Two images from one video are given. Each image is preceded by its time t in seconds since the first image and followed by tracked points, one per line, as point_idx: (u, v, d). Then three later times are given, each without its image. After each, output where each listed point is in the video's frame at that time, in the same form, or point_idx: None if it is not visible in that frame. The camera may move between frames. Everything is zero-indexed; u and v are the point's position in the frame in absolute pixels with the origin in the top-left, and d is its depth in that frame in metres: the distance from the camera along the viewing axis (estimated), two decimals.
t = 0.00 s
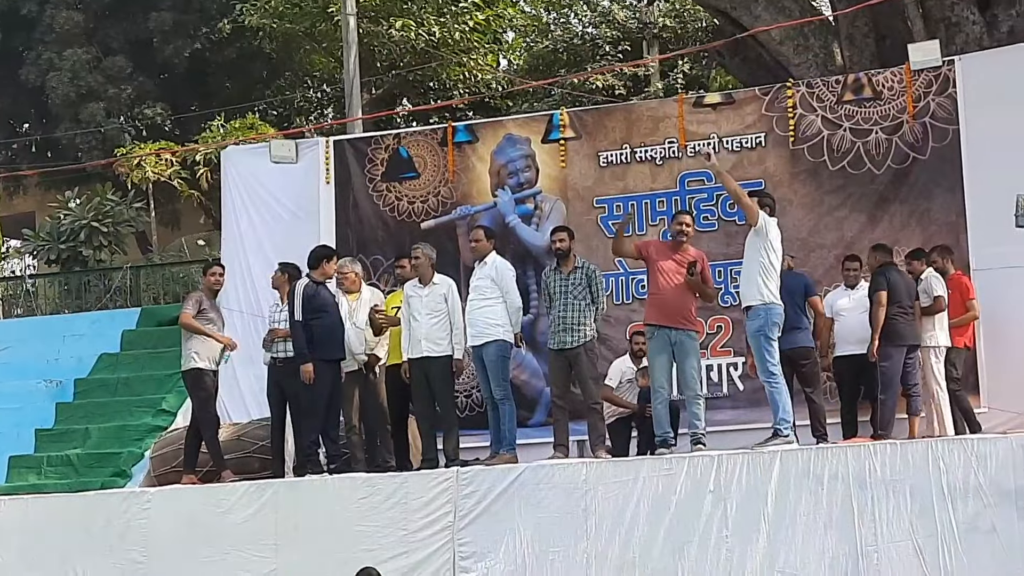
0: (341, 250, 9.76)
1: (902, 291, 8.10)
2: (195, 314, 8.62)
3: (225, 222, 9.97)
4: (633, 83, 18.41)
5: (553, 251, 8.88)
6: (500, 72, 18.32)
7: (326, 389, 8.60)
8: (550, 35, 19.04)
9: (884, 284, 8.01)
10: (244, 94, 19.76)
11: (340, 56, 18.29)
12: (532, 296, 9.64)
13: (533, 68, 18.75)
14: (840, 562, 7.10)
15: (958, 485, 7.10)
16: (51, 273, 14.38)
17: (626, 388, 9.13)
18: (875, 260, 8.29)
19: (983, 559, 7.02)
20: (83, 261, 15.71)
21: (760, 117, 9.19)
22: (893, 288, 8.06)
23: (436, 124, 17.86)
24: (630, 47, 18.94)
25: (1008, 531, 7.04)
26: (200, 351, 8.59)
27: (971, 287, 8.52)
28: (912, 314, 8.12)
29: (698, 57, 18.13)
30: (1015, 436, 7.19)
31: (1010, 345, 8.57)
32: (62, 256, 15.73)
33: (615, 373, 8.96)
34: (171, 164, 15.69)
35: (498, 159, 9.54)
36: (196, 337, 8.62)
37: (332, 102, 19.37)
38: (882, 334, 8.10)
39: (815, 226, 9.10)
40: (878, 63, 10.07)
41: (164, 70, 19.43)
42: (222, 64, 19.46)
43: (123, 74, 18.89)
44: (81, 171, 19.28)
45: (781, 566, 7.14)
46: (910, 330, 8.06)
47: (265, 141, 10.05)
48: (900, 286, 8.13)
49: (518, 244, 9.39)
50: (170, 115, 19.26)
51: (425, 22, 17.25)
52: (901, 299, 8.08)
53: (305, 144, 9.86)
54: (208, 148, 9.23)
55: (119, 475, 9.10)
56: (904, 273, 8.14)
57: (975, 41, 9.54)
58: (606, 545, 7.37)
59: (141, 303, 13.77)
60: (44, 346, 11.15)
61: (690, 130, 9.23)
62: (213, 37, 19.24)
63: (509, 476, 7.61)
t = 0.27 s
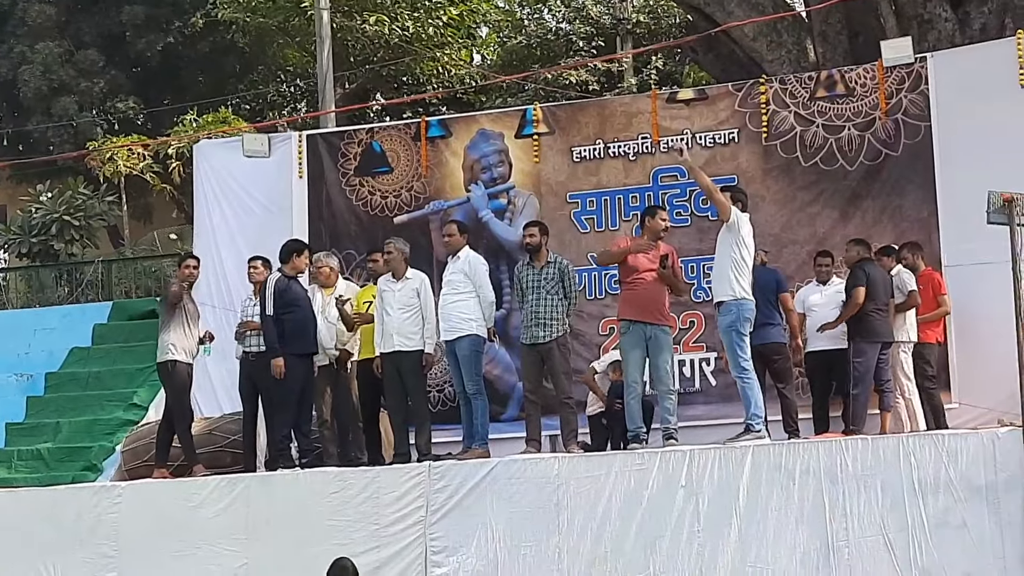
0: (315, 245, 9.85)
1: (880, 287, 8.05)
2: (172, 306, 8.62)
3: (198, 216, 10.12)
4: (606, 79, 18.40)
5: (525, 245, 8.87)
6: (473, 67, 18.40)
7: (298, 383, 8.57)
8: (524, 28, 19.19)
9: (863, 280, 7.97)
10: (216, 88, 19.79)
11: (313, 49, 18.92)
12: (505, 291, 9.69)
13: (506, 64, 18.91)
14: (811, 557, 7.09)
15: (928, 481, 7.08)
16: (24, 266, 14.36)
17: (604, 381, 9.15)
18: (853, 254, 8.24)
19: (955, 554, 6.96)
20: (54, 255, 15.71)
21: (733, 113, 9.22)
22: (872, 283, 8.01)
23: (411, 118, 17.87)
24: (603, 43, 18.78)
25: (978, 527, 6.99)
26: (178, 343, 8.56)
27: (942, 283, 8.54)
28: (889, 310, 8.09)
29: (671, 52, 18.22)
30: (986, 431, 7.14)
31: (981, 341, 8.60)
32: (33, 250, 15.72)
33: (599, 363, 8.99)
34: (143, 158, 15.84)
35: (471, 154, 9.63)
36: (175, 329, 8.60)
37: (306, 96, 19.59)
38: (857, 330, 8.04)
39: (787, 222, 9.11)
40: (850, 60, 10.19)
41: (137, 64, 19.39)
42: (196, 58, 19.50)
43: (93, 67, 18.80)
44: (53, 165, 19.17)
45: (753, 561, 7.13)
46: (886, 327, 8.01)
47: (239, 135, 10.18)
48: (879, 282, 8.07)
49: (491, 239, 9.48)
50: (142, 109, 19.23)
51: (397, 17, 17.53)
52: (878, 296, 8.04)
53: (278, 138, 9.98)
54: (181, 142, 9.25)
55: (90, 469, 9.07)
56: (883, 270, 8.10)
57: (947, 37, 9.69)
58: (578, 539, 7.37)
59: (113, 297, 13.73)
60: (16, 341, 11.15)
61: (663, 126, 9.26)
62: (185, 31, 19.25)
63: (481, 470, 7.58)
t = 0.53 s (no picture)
0: (309, 243, 9.91)
1: (874, 286, 8.04)
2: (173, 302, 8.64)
3: (192, 213, 10.12)
4: (600, 77, 18.37)
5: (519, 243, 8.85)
6: (468, 65, 18.44)
7: (291, 381, 8.56)
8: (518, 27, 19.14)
9: (856, 279, 7.97)
10: (211, 86, 19.82)
11: (308, 48, 19.09)
12: (500, 289, 9.72)
13: (501, 61, 18.97)
14: (804, 555, 7.09)
15: (922, 480, 7.08)
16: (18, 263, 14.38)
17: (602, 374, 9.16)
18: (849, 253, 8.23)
19: (946, 552, 6.99)
20: (48, 251, 15.73)
21: (728, 112, 9.22)
22: (865, 282, 8.01)
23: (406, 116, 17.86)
24: (598, 41, 18.81)
25: (971, 526, 7.00)
26: (179, 338, 8.57)
27: (934, 281, 8.52)
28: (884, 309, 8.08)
29: (665, 51, 18.23)
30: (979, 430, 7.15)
31: (974, 340, 8.59)
32: (28, 247, 15.76)
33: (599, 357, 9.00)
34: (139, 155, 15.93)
35: (465, 151, 9.66)
36: (176, 325, 8.60)
37: (301, 94, 19.37)
38: (851, 328, 8.04)
39: (781, 220, 9.11)
40: (845, 58, 10.35)
41: (132, 61, 19.45)
42: (191, 56, 19.62)
43: (88, 65, 18.85)
44: (47, 161, 19.16)
45: (747, 560, 7.10)
46: (879, 326, 7.99)
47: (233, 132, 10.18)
48: (874, 280, 8.07)
49: (485, 237, 9.51)
50: (136, 106, 19.25)
51: (392, 15, 17.57)
52: (872, 295, 8.02)
53: (273, 135, 9.98)
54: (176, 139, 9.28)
55: (83, 466, 9.09)
56: (877, 269, 8.09)
57: (943, 36, 9.77)
58: (572, 538, 7.36)
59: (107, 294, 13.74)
60: (10, 337, 11.19)
61: (657, 124, 9.27)
62: (180, 28, 19.23)
63: (475, 468, 7.58)
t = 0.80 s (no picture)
0: (304, 240, 9.92)
1: (867, 284, 8.03)
2: (173, 300, 8.63)
3: (187, 211, 10.16)
4: (595, 76, 18.36)
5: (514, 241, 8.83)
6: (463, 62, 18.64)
7: (284, 378, 8.55)
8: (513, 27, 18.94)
9: (846, 277, 7.97)
10: (206, 84, 19.87)
11: (303, 46, 18.95)
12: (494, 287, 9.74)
13: (497, 59, 18.93)
14: (799, 553, 7.09)
15: (916, 479, 7.07)
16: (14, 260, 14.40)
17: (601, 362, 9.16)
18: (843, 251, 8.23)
19: (941, 552, 6.96)
20: (43, 249, 15.76)
21: (722, 110, 9.22)
22: (857, 280, 8.00)
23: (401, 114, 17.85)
24: (593, 39, 18.86)
25: (965, 525, 6.98)
26: (179, 335, 8.56)
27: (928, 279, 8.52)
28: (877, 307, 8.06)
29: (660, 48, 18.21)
30: (974, 428, 7.14)
31: (969, 339, 8.59)
32: (23, 244, 15.79)
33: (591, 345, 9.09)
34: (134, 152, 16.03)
35: (460, 149, 9.68)
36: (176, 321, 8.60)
37: (295, 92, 19.47)
38: (844, 327, 8.03)
39: (776, 218, 9.11)
40: (840, 56, 10.40)
41: (127, 58, 19.46)
42: (186, 53, 19.60)
43: (84, 62, 18.87)
44: (43, 158, 19.19)
45: (740, 558, 7.13)
46: (872, 324, 7.98)
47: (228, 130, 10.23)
48: (867, 278, 8.06)
49: (479, 235, 9.53)
50: (132, 103, 19.26)
51: (387, 12, 17.69)
52: (865, 292, 8.01)
53: (267, 133, 10.04)
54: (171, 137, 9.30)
55: (78, 463, 9.10)
56: (871, 266, 8.07)
57: (938, 34, 9.83)
58: (566, 536, 7.36)
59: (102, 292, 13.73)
60: (7, 334, 11.32)
61: (652, 123, 9.29)
62: (175, 26, 19.24)
63: (469, 465, 7.57)
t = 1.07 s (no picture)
0: (301, 239, 9.94)
1: (856, 284, 8.05)
2: (174, 302, 8.54)
3: (184, 209, 10.17)
4: (592, 74, 18.36)
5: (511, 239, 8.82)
6: (460, 61, 18.67)
7: (279, 376, 8.54)
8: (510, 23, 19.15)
9: (832, 278, 8.00)
10: (204, 81, 19.92)
11: (300, 43, 18.71)
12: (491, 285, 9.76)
13: (493, 58, 18.93)
14: (795, 552, 7.10)
15: (913, 478, 7.08)
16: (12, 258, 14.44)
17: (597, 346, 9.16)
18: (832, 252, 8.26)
19: (937, 551, 6.98)
20: (41, 247, 15.77)
21: (720, 108, 9.21)
22: (844, 280, 8.02)
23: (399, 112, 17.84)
24: (590, 37, 18.77)
25: (963, 524, 6.99)
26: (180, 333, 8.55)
27: (925, 278, 8.54)
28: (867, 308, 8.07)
29: (658, 46, 18.19)
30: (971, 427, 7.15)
31: (966, 338, 8.58)
32: (21, 242, 15.82)
33: (585, 331, 9.18)
34: (132, 150, 16.06)
35: (457, 148, 9.69)
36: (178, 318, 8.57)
37: (292, 90, 19.51)
38: (834, 327, 8.05)
39: (773, 217, 9.11)
40: (837, 56, 10.39)
41: (125, 56, 19.54)
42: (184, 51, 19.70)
43: (81, 60, 18.85)
44: (41, 156, 19.23)
45: (737, 557, 7.14)
46: (861, 324, 8.00)
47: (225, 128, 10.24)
48: (856, 278, 8.07)
49: (477, 233, 9.54)
50: (129, 101, 19.28)
51: (384, 11, 17.75)
52: (853, 292, 8.02)
53: (264, 132, 10.05)
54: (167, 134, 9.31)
55: (75, 460, 9.11)
56: (860, 266, 8.09)
57: (935, 33, 9.86)
58: (563, 535, 7.36)
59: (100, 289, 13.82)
60: (6, 332, 11.47)
61: (649, 121, 9.29)
62: (173, 24, 19.35)
63: (466, 463, 7.56)
